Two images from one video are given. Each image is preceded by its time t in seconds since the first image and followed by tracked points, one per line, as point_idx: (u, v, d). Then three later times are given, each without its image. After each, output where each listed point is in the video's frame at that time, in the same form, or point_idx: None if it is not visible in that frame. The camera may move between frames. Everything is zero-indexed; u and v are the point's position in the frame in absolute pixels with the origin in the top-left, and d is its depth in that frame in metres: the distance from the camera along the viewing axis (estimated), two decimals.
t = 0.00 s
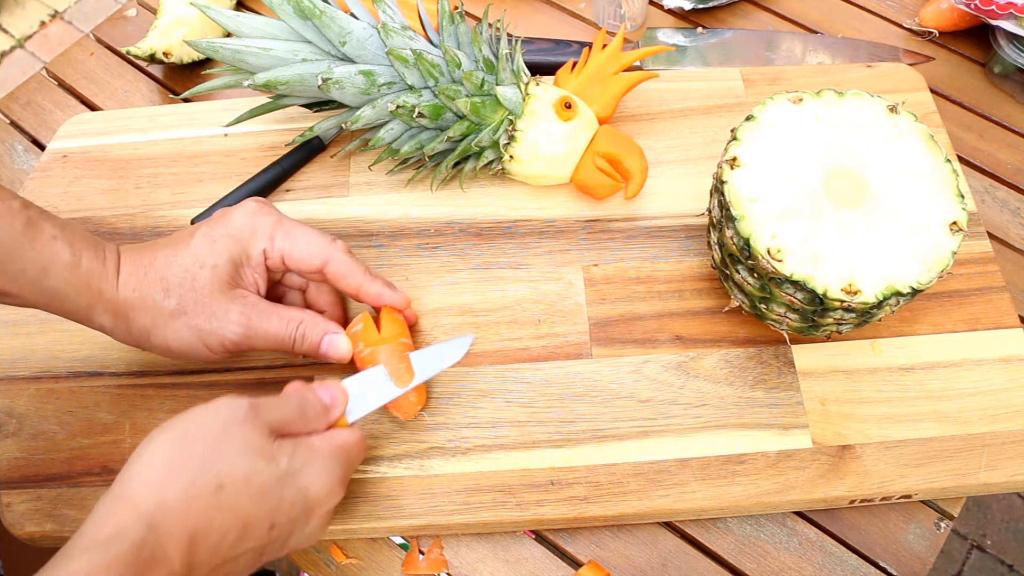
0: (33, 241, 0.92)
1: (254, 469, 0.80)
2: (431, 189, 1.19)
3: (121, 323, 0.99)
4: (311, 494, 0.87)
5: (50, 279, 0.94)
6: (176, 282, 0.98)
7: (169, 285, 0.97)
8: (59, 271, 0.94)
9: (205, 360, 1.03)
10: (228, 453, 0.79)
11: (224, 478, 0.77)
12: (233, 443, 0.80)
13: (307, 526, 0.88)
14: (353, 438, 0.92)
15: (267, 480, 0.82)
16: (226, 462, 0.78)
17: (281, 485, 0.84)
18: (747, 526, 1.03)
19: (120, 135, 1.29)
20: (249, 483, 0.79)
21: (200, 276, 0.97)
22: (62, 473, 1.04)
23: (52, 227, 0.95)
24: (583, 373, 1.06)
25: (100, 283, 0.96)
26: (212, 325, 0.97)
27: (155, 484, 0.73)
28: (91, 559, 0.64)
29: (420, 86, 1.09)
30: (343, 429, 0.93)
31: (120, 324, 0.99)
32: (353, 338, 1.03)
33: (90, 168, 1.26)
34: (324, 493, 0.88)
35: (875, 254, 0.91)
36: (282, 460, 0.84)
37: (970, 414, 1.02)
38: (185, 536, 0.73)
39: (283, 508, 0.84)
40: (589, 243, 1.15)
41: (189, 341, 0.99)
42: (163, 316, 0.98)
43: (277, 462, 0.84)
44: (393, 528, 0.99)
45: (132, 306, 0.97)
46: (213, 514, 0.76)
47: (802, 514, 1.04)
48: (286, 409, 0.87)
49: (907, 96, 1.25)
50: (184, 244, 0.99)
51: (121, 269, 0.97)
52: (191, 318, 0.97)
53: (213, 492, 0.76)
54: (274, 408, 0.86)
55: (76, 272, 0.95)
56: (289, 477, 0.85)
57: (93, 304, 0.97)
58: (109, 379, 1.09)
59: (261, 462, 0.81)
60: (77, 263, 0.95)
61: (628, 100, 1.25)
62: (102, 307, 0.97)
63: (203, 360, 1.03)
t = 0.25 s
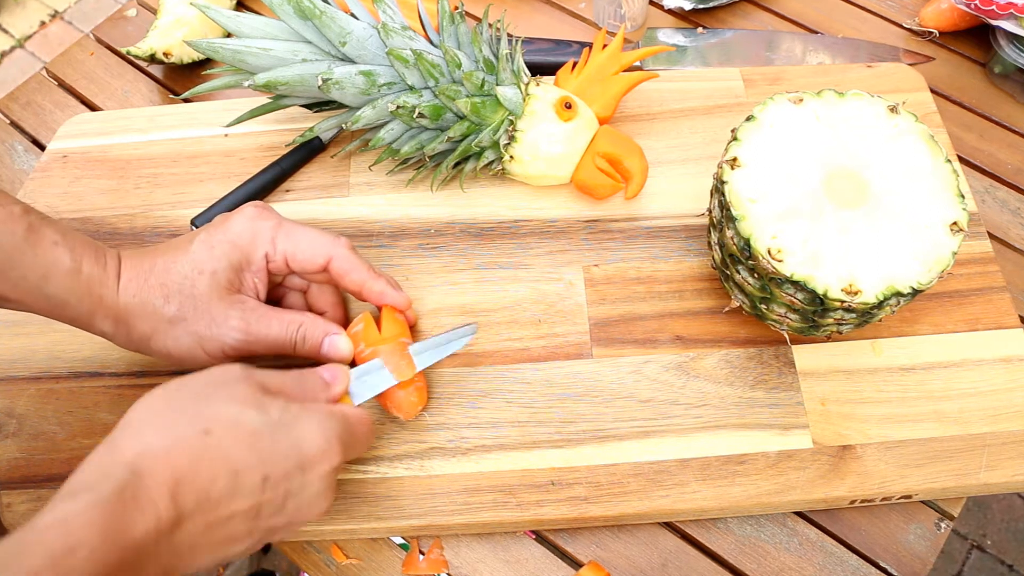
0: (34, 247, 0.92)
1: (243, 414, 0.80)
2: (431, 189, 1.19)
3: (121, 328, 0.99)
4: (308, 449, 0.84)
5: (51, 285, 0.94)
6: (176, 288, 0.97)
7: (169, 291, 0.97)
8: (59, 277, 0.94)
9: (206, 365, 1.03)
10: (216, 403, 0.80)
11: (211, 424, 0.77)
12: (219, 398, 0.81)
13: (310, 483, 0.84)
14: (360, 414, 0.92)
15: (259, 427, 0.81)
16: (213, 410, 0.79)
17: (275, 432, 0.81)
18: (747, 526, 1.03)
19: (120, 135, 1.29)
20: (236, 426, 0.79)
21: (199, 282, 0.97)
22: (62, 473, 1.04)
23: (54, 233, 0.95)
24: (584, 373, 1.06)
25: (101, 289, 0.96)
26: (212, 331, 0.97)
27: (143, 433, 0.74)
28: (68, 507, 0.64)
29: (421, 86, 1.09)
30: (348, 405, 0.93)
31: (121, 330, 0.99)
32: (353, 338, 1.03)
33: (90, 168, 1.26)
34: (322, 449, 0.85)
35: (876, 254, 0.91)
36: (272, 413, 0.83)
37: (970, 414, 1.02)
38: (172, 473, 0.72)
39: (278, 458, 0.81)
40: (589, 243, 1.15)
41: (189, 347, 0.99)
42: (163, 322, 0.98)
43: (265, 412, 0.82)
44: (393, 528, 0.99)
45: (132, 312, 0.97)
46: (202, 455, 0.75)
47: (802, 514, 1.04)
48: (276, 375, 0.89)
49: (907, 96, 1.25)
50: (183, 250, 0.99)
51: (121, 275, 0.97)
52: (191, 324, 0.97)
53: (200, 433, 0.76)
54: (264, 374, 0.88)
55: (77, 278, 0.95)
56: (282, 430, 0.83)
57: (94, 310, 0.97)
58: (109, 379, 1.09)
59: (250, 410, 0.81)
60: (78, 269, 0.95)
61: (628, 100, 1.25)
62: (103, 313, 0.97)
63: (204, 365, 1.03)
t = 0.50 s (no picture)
0: (34, 248, 0.92)
1: (223, 387, 0.82)
2: (431, 189, 1.19)
3: (121, 330, 0.99)
4: (291, 423, 0.85)
5: (51, 286, 0.94)
6: (175, 290, 0.98)
7: (169, 293, 0.97)
8: (59, 278, 0.94)
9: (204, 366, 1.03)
10: (195, 377, 0.82)
11: (190, 395, 0.79)
12: (199, 372, 0.83)
13: (295, 456, 0.85)
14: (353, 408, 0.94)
15: (239, 398, 0.82)
16: (192, 383, 0.81)
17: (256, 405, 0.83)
18: (746, 526, 1.03)
19: (120, 135, 1.29)
20: (215, 397, 0.80)
21: (199, 283, 0.97)
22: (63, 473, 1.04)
23: (53, 234, 0.95)
24: (583, 373, 1.06)
25: (101, 290, 0.96)
26: (212, 332, 0.98)
27: (122, 404, 0.76)
28: (45, 475, 0.66)
29: (420, 86, 1.09)
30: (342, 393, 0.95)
31: (121, 331, 0.99)
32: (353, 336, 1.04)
33: (91, 168, 1.26)
34: (305, 421, 0.86)
35: (875, 254, 0.91)
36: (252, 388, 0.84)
37: (969, 414, 1.02)
38: (150, 443, 0.74)
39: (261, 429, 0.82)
40: (589, 243, 1.15)
41: (189, 347, 0.99)
42: (163, 323, 0.98)
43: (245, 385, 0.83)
44: (393, 528, 1.00)
45: (132, 313, 0.98)
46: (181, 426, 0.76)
47: (801, 514, 1.04)
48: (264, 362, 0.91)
49: (906, 96, 1.25)
50: (182, 252, 0.99)
51: (121, 276, 0.97)
52: (191, 325, 0.98)
53: (177, 403, 0.78)
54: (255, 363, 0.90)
55: (77, 279, 0.95)
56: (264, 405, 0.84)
57: (94, 311, 0.97)
58: (109, 379, 1.09)
59: (230, 383, 0.83)
60: (78, 270, 0.95)
61: (627, 100, 1.26)
62: (103, 315, 0.98)
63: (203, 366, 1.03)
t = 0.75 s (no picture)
0: (37, 249, 0.93)
1: (218, 375, 0.86)
2: (432, 190, 1.19)
3: (123, 331, 1.00)
4: (287, 409, 0.88)
5: (54, 287, 0.95)
6: (177, 291, 0.98)
7: (171, 294, 0.98)
8: (62, 279, 0.95)
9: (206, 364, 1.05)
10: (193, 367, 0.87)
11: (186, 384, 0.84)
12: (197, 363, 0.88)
13: (290, 443, 0.88)
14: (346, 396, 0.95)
15: (233, 386, 0.86)
16: (189, 373, 0.85)
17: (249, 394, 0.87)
18: (745, 525, 1.04)
19: (122, 136, 1.30)
20: (210, 387, 0.85)
21: (200, 284, 0.98)
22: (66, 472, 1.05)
23: (56, 235, 0.96)
24: (583, 373, 1.07)
25: (103, 291, 0.97)
26: (214, 332, 0.99)
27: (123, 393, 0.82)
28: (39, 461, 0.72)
29: (421, 87, 1.10)
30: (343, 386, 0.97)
31: (123, 332, 1.00)
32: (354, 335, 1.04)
33: (93, 169, 1.27)
34: (298, 408, 0.89)
35: (874, 254, 0.92)
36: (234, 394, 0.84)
37: (967, 414, 1.03)
38: (145, 429, 0.79)
39: (255, 415, 0.86)
40: (589, 243, 1.16)
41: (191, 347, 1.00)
42: (165, 324, 0.99)
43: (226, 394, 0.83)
44: (394, 527, 1.00)
45: (134, 314, 0.98)
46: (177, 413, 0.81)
47: (800, 513, 1.05)
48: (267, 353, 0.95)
49: (905, 97, 1.26)
50: (182, 251, 1.00)
51: (123, 277, 0.98)
52: (192, 326, 0.99)
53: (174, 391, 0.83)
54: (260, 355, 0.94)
55: (79, 280, 0.96)
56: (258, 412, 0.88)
57: (97, 312, 0.98)
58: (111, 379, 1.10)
59: (226, 372, 0.87)
60: (80, 272, 0.96)
61: (627, 101, 1.26)
62: (106, 316, 0.98)
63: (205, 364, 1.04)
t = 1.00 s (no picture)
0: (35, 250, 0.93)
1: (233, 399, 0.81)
2: (432, 189, 1.19)
3: (122, 333, 1.00)
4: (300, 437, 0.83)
5: (52, 289, 0.95)
6: (175, 292, 0.98)
7: (169, 295, 0.98)
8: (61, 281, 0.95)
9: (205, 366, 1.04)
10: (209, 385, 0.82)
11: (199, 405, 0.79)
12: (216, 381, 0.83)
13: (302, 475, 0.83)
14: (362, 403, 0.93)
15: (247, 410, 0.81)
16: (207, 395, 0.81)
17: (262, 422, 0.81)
18: (746, 526, 1.03)
19: (121, 135, 1.29)
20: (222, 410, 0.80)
21: (198, 285, 0.98)
22: (64, 472, 1.04)
23: (55, 237, 0.95)
24: (583, 373, 1.07)
25: (102, 293, 0.97)
26: (211, 335, 0.98)
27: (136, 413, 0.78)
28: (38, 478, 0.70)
29: (421, 86, 1.10)
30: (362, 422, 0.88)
31: (121, 334, 1.00)
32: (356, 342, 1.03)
33: (91, 168, 1.26)
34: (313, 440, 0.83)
35: (875, 254, 0.92)
36: (240, 481, 0.71)
37: (968, 414, 1.03)
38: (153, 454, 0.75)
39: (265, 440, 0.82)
40: (589, 243, 1.15)
41: (189, 349, 1.00)
42: (163, 325, 0.99)
43: (224, 489, 0.68)
44: (393, 527, 1.00)
45: (133, 316, 0.98)
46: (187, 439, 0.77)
47: (801, 513, 1.04)
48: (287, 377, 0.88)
49: (906, 97, 1.25)
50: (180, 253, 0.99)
51: (121, 279, 0.98)
52: (190, 328, 0.98)
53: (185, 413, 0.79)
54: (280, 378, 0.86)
55: (78, 281, 0.96)
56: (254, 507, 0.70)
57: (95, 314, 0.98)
58: (110, 379, 1.09)
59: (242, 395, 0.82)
60: (79, 273, 0.96)
61: (627, 101, 1.26)
62: (104, 318, 0.98)
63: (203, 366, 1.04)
